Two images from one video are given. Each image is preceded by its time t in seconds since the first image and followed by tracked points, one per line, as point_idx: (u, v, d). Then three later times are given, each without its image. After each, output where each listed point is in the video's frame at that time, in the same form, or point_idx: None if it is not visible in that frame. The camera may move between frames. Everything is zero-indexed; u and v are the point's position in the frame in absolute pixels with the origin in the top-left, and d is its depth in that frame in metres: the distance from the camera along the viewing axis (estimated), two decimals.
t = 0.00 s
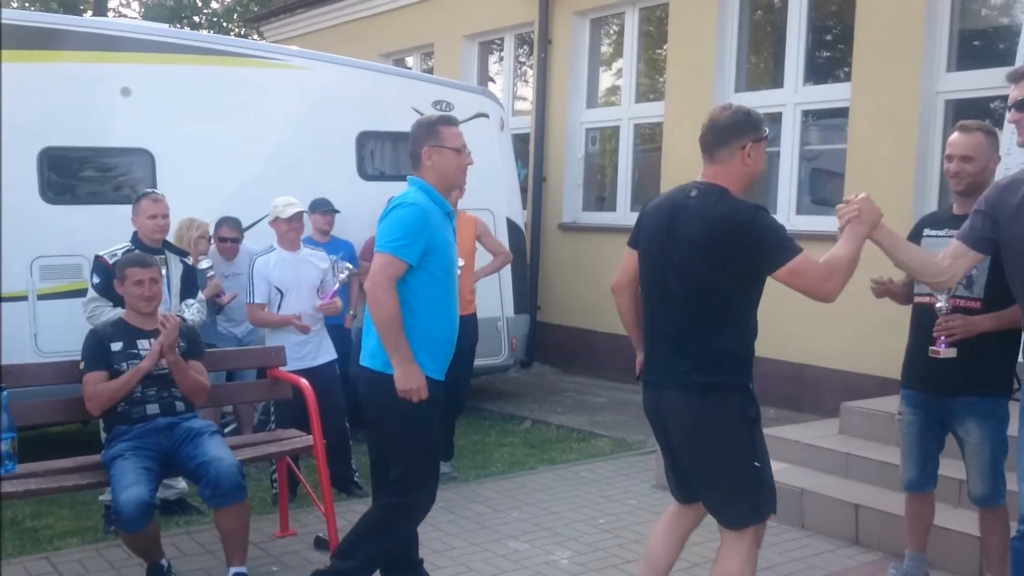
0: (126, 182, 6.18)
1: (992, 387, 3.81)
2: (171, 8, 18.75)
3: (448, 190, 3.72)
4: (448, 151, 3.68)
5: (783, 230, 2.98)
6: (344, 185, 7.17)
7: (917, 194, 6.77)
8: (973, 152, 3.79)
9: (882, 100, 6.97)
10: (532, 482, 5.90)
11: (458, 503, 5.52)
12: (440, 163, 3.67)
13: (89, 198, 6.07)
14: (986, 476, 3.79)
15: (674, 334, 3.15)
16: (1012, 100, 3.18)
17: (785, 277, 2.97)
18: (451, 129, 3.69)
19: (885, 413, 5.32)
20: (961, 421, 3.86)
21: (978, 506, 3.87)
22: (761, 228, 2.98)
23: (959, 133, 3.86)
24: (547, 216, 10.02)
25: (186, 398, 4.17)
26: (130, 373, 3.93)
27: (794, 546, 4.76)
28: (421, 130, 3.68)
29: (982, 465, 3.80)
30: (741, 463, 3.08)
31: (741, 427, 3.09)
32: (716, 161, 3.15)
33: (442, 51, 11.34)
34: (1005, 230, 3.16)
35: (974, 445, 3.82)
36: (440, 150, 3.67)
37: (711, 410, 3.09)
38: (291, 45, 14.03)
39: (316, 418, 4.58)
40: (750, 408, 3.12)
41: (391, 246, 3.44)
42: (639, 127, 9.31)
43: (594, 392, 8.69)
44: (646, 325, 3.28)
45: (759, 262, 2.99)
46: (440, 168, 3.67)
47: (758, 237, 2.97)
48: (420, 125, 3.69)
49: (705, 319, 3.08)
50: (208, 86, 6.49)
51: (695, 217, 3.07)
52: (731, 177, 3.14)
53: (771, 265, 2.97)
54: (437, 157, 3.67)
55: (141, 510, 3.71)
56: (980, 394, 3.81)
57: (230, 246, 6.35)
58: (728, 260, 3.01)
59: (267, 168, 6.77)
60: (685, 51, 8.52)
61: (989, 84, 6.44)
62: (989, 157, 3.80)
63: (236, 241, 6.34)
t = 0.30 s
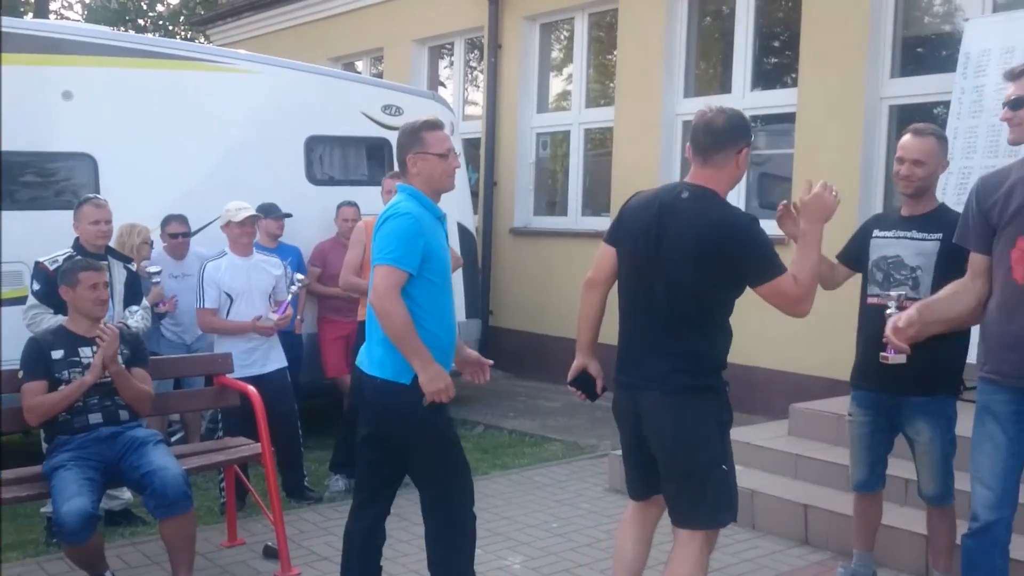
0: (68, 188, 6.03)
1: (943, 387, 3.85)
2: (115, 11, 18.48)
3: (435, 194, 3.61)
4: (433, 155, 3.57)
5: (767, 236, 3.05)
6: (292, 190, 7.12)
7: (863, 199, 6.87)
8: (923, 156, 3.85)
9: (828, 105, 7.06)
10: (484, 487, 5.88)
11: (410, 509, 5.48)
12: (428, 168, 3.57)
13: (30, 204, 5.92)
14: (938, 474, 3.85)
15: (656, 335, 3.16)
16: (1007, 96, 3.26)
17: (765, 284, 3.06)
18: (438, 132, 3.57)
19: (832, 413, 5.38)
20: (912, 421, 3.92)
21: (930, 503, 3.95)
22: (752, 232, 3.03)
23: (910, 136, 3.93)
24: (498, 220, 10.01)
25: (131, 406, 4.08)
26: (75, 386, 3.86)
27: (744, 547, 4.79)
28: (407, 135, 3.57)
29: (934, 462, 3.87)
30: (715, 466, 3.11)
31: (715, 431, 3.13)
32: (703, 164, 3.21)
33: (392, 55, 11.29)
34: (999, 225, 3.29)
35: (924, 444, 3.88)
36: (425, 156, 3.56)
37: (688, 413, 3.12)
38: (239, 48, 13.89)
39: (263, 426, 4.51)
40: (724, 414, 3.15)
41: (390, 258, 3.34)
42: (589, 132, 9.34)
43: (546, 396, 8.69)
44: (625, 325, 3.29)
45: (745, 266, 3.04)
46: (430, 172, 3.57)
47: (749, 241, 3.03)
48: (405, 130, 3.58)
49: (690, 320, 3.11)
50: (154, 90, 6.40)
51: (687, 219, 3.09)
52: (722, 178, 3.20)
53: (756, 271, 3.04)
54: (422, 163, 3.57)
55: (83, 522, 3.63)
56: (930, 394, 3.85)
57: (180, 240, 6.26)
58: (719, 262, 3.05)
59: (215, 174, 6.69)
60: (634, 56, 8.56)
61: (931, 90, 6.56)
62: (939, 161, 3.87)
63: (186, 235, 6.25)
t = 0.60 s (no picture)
0: (22, 190, 5.94)
1: (912, 387, 3.89)
2: (74, 10, 18.28)
3: (427, 192, 3.51)
4: (423, 153, 3.49)
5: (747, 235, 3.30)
6: (252, 191, 7.04)
7: (825, 200, 6.88)
8: (894, 153, 3.89)
9: (790, 106, 7.07)
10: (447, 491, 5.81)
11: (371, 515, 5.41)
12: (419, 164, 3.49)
13: None
14: (912, 472, 3.88)
15: (647, 338, 3.22)
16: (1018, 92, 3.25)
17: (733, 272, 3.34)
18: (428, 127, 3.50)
19: (795, 413, 5.38)
20: (884, 419, 3.94)
21: (898, 502, 3.96)
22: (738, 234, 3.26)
23: (884, 134, 3.97)
24: (463, 222, 9.96)
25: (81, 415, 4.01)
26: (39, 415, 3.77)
27: (707, 549, 4.77)
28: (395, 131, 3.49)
29: (909, 461, 3.89)
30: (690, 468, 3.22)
31: (695, 431, 3.25)
32: (675, 167, 3.30)
33: (354, 55, 11.20)
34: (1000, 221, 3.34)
35: (899, 442, 3.89)
36: (415, 154, 3.47)
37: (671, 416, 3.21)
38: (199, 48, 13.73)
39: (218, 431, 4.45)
40: (701, 414, 3.28)
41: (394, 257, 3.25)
42: (553, 133, 9.30)
43: (511, 398, 8.63)
44: (607, 328, 3.31)
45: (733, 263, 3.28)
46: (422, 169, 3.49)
47: (734, 242, 3.25)
48: (391, 129, 3.51)
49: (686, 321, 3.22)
50: (109, 90, 6.27)
51: (691, 221, 3.20)
52: (690, 180, 3.31)
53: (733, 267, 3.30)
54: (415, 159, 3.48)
55: (30, 531, 3.52)
56: (903, 393, 3.89)
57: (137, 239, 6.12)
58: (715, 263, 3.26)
59: (174, 176, 6.59)
60: (597, 57, 8.54)
61: (892, 90, 6.58)
62: (911, 159, 3.91)
63: (143, 232, 6.11)
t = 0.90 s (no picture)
0: None
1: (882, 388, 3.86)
2: (39, 10, 18.07)
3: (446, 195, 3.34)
4: (430, 154, 3.31)
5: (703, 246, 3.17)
6: (216, 193, 6.93)
7: (794, 201, 6.86)
8: (859, 148, 3.87)
9: (759, 107, 7.04)
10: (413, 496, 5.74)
11: (335, 520, 5.33)
12: (427, 166, 3.31)
13: None
14: (878, 473, 3.84)
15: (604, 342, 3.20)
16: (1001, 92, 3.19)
17: (688, 291, 3.18)
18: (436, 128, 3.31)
19: (762, 415, 5.35)
20: (852, 421, 3.90)
21: (865, 504, 3.91)
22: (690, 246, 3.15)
23: (843, 133, 3.96)
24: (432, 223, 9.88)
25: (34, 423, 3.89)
26: None
27: (674, 552, 4.72)
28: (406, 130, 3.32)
29: (875, 463, 3.84)
30: (653, 466, 3.19)
31: (659, 428, 3.20)
32: (633, 172, 3.28)
33: (322, 55, 11.11)
34: (973, 221, 3.29)
35: (866, 444, 3.85)
36: (422, 156, 3.30)
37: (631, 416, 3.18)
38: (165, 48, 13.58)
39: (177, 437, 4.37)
40: (667, 412, 3.23)
41: (404, 255, 3.14)
42: (522, 134, 9.25)
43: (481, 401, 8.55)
44: (573, 329, 3.29)
45: (684, 278, 3.15)
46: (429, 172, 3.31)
47: (693, 247, 3.15)
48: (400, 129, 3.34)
49: (641, 328, 3.17)
50: (74, 88, 6.14)
51: (643, 228, 3.16)
52: (646, 186, 3.29)
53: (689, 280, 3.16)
54: (418, 161, 3.31)
55: None
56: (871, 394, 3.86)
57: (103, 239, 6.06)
58: (671, 275, 3.15)
59: (137, 177, 6.48)
60: (566, 57, 8.49)
61: (860, 91, 6.57)
62: (875, 154, 3.89)
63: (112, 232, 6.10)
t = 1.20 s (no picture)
0: None
1: (852, 388, 3.84)
2: None
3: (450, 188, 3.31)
4: (455, 147, 3.35)
5: (652, 236, 3.49)
6: (175, 192, 6.80)
7: (758, 200, 6.85)
8: (828, 146, 3.88)
9: (723, 105, 7.02)
10: (377, 499, 5.65)
11: (296, 524, 5.22)
12: (448, 159, 3.34)
13: None
14: (848, 472, 3.84)
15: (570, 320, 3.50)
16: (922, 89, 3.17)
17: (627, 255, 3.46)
18: (455, 121, 3.34)
19: (728, 414, 5.32)
20: (822, 420, 3.89)
21: (834, 503, 3.92)
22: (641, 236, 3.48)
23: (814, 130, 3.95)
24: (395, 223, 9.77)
25: None
26: None
27: (641, 554, 4.66)
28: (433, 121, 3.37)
29: (845, 462, 3.84)
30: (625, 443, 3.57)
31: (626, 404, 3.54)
32: (589, 165, 3.57)
33: (283, 54, 10.97)
34: (895, 213, 3.21)
35: (836, 443, 3.84)
36: (447, 148, 3.34)
37: (604, 394, 3.48)
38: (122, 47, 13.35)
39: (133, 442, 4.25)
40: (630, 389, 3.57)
41: (441, 243, 3.14)
42: (486, 133, 9.18)
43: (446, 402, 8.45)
44: (537, 314, 3.56)
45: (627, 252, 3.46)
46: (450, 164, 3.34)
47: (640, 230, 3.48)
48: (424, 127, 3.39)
49: (603, 310, 3.48)
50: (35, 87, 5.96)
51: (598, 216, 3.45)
52: (601, 176, 3.59)
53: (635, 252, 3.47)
54: (440, 153, 3.35)
55: None
56: (841, 394, 3.83)
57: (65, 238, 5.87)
58: (621, 259, 3.47)
59: (93, 176, 6.34)
60: (530, 55, 8.43)
61: (824, 90, 6.57)
62: (843, 153, 3.88)
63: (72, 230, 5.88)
